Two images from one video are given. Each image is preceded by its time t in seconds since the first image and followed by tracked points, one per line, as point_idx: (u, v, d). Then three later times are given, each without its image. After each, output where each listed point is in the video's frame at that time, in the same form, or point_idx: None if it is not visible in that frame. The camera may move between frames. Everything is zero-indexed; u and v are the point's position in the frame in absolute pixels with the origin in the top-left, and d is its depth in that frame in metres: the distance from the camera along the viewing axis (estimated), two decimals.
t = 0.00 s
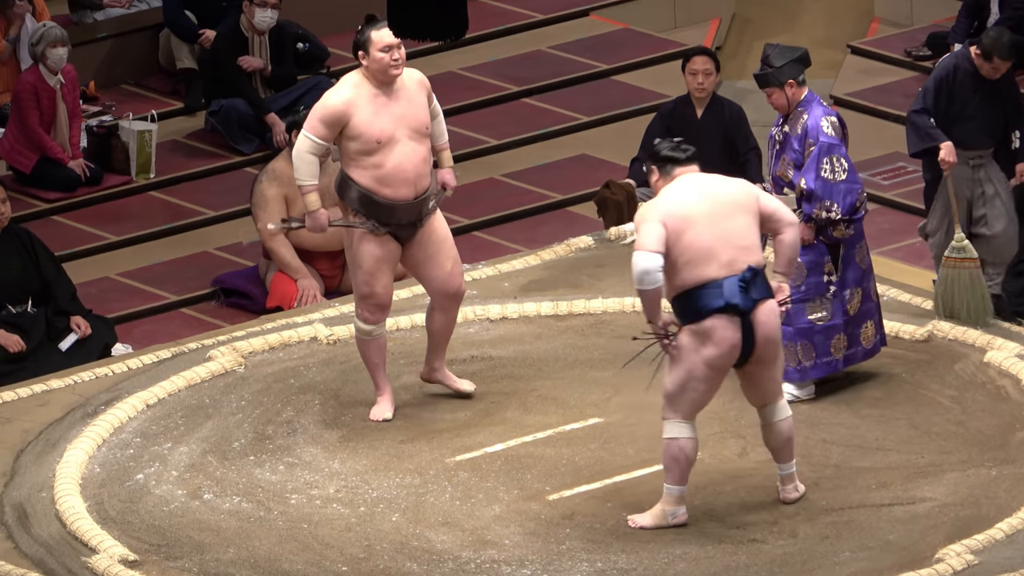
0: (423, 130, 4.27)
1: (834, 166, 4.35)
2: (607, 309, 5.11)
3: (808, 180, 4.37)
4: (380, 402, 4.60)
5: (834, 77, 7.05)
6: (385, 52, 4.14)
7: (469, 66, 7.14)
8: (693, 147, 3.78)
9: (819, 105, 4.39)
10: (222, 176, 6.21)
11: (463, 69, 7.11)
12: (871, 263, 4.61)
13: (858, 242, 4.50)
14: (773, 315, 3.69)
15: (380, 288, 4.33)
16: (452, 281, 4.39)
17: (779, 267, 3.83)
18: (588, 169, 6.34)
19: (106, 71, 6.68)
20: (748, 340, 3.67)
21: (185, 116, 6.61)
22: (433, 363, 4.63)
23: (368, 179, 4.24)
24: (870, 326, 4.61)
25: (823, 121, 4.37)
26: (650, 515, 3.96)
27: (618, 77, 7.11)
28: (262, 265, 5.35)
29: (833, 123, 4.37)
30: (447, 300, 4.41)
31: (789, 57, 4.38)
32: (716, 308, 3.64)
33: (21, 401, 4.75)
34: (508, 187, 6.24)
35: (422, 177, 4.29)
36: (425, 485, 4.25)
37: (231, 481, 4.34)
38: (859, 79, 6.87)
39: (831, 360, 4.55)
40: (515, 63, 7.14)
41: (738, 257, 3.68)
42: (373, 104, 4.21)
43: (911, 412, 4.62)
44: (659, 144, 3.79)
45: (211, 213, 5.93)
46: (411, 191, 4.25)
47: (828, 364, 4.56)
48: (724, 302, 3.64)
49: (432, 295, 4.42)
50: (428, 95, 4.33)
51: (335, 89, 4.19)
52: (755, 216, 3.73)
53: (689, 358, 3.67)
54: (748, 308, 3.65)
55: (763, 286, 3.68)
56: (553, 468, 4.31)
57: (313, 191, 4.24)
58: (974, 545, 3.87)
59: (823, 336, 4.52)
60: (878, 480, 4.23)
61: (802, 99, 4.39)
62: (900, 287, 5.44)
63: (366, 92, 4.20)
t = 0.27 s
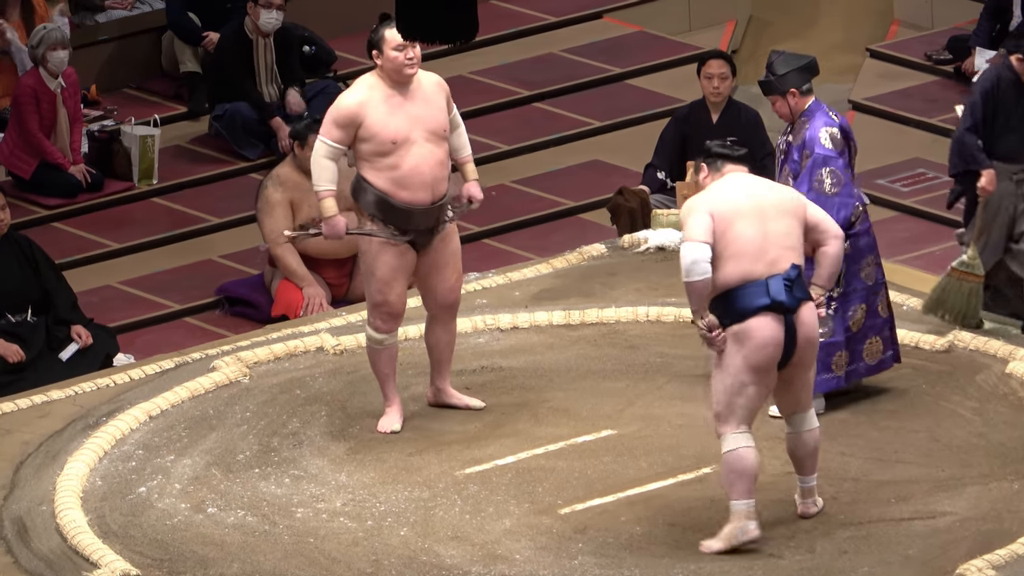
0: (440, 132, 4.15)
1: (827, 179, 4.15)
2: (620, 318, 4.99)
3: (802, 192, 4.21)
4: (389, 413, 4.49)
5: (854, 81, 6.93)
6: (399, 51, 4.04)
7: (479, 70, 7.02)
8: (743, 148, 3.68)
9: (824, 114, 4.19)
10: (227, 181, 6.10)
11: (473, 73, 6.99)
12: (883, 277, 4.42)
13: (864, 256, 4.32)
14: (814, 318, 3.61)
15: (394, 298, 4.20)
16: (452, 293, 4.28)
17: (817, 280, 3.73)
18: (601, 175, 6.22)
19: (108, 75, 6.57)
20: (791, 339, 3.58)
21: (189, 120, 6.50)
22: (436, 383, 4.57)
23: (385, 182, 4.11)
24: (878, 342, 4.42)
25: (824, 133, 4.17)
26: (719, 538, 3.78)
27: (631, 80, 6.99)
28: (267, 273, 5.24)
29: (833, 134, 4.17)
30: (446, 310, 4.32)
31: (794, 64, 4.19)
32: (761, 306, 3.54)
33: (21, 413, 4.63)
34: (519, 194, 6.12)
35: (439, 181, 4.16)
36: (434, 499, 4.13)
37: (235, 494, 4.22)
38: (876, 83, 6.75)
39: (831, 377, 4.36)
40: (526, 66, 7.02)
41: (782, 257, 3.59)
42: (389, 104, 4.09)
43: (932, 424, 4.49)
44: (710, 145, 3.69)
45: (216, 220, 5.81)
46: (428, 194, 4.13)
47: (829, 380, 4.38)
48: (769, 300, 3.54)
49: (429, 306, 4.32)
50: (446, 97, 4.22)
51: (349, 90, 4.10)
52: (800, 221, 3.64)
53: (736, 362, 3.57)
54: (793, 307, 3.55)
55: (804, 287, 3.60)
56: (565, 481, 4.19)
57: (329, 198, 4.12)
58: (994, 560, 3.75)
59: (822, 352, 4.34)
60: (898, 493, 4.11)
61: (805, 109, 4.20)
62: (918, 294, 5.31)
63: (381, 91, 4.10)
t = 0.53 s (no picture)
0: (464, 130, 4.05)
1: (816, 194, 3.99)
2: (631, 328, 4.87)
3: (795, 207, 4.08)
4: (395, 425, 4.37)
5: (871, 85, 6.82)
6: (419, 51, 3.94)
7: (488, 73, 6.90)
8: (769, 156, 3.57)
9: (820, 126, 4.02)
10: (229, 187, 6.00)
11: (482, 76, 6.88)
12: (895, 290, 4.28)
13: (869, 269, 4.19)
14: (823, 335, 3.48)
15: (413, 306, 4.07)
16: (465, 296, 4.18)
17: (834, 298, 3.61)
18: (612, 181, 6.11)
19: (108, 78, 6.45)
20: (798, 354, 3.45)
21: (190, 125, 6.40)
22: (443, 395, 4.46)
23: (409, 183, 4.01)
24: (891, 358, 4.28)
25: (816, 146, 4.01)
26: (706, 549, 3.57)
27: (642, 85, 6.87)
28: (269, 282, 5.13)
29: (826, 148, 3.99)
30: (456, 315, 4.21)
31: (789, 75, 4.03)
32: (771, 317, 3.42)
33: (18, 424, 4.52)
34: (528, 201, 6.01)
35: (466, 180, 4.06)
36: (441, 512, 4.02)
37: (236, 508, 4.11)
38: (892, 87, 6.63)
39: (839, 394, 4.23)
40: (535, 70, 6.91)
41: (797, 268, 3.47)
42: (412, 103, 3.99)
43: (951, 436, 4.37)
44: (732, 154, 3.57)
45: (217, 227, 5.71)
46: (455, 194, 4.03)
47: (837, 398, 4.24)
48: (779, 311, 3.42)
49: (437, 309, 4.20)
50: (468, 95, 4.12)
51: (370, 90, 3.99)
52: (819, 234, 3.52)
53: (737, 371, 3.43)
54: (803, 321, 3.43)
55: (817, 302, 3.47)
56: (574, 495, 4.08)
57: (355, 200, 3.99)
58: None
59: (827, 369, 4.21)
60: (915, 507, 3.98)
61: (801, 121, 4.05)
62: (935, 303, 5.19)
63: (404, 90, 4.00)
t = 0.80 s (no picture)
0: (488, 129, 3.96)
1: (807, 209, 3.85)
2: (643, 337, 4.76)
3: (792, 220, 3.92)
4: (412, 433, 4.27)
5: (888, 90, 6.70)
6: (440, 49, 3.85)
7: (496, 76, 6.79)
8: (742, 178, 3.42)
9: (819, 137, 3.86)
10: (232, 194, 5.90)
11: (490, 79, 6.76)
12: (904, 305, 4.05)
13: (870, 284, 3.97)
14: (814, 359, 3.33)
15: (437, 312, 3.95)
16: (481, 303, 4.09)
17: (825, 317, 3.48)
18: (623, 188, 6.00)
19: (107, 81, 6.35)
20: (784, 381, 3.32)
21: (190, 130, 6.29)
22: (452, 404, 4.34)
23: (435, 184, 3.91)
24: (902, 375, 4.03)
25: (812, 157, 3.84)
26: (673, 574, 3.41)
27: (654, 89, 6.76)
28: (273, 291, 5.03)
29: (823, 161, 3.84)
30: (471, 322, 4.11)
31: (790, 84, 3.87)
32: (753, 346, 3.28)
33: (15, 435, 4.41)
34: (537, 208, 5.90)
35: (493, 179, 3.98)
36: (448, 526, 3.91)
37: (239, 522, 4.00)
38: (908, 92, 6.51)
39: (841, 413, 4.04)
40: (545, 74, 6.80)
41: (781, 292, 3.33)
42: (435, 101, 3.89)
43: (971, 448, 4.25)
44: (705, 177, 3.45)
45: (218, 234, 5.61)
46: (481, 195, 3.94)
47: (840, 416, 4.05)
48: (762, 339, 3.28)
49: (452, 315, 4.11)
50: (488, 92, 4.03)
51: (391, 91, 3.88)
52: (803, 256, 3.37)
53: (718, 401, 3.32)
54: (789, 347, 3.29)
55: (803, 328, 3.32)
56: (585, 508, 3.97)
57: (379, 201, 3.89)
58: None
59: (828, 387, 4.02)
60: (934, 520, 3.85)
61: (801, 131, 3.89)
62: (953, 311, 5.06)
63: (426, 89, 3.89)
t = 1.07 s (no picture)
0: (505, 127, 3.86)
1: (804, 218, 3.72)
2: (654, 344, 4.64)
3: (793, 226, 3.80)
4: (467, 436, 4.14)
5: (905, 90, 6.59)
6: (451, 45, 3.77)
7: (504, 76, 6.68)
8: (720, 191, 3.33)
9: (826, 143, 3.74)
10: (235, 196, 5.80)
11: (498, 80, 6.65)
12: (911, 319, 3.91)
13: (872, 295, 3.84)
14: (817, 364, 3.23)
15: (470, 307, 3.84)
16: (492, 308, 3.99)
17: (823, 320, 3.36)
18: (634, 190, 5.89)
19: (105, 82, 6.26)
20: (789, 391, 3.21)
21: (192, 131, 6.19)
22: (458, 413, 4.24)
23: (447, 181, 3.81)
24: (905, 391, 3.89)
25: (816, 164, 3.72)
26: None
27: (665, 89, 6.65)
28: (275, 296, 4.92)
29: (825, 169, 3.71)
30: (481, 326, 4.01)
31: (800, 87, 3.76)
32: (753, 355, 3.18)
33: (11, 444, 4.31)
34: (546, 211, 5.79)
35: (507, 179, 3.87)
36: (454, 537, 3.80)
37: (240, 532, 3.88)
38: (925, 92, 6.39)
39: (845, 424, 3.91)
40: (555, 74, 6.68)
41: (776, 299, 3.23)
42: (449, 97, 3.80)
43: (991, 457, 4.12)
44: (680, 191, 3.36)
45: (220, 238, 5.50)
46: (495, 193, 3.84)
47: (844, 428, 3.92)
48: (761, 347, 3.18)
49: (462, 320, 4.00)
50: (509, 91, 3.93)
51: (406, 84, 3.79)
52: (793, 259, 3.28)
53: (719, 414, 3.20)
54: (789, 353, 3.19)
55: (801, 332, 3.23)
56: (595, 519, 3.85)
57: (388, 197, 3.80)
58: None
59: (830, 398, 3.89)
60: (952, 532, 3.73)
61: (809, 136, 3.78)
62: (972, 316, 4.94)
63: (442, 84, 3.80)
